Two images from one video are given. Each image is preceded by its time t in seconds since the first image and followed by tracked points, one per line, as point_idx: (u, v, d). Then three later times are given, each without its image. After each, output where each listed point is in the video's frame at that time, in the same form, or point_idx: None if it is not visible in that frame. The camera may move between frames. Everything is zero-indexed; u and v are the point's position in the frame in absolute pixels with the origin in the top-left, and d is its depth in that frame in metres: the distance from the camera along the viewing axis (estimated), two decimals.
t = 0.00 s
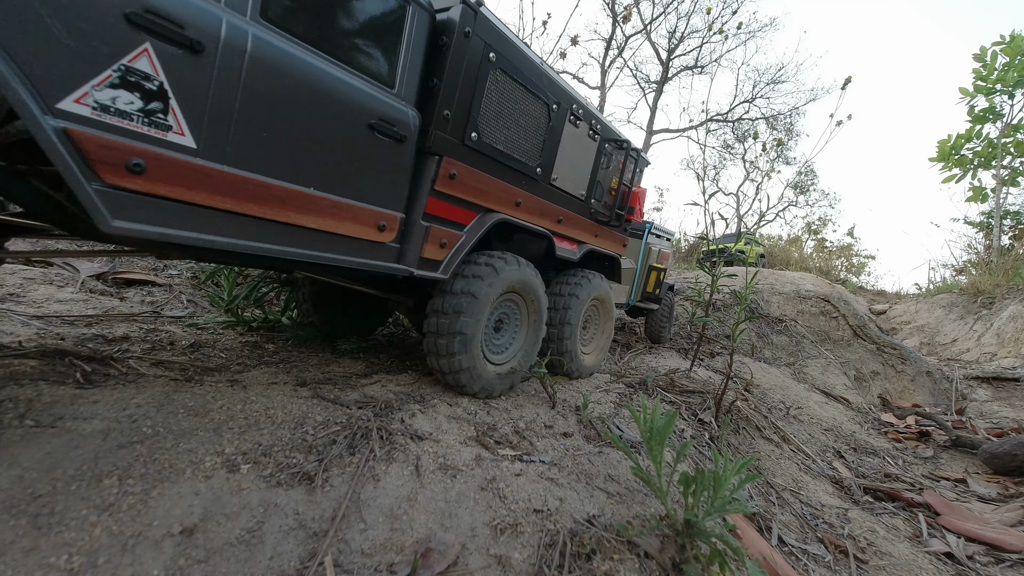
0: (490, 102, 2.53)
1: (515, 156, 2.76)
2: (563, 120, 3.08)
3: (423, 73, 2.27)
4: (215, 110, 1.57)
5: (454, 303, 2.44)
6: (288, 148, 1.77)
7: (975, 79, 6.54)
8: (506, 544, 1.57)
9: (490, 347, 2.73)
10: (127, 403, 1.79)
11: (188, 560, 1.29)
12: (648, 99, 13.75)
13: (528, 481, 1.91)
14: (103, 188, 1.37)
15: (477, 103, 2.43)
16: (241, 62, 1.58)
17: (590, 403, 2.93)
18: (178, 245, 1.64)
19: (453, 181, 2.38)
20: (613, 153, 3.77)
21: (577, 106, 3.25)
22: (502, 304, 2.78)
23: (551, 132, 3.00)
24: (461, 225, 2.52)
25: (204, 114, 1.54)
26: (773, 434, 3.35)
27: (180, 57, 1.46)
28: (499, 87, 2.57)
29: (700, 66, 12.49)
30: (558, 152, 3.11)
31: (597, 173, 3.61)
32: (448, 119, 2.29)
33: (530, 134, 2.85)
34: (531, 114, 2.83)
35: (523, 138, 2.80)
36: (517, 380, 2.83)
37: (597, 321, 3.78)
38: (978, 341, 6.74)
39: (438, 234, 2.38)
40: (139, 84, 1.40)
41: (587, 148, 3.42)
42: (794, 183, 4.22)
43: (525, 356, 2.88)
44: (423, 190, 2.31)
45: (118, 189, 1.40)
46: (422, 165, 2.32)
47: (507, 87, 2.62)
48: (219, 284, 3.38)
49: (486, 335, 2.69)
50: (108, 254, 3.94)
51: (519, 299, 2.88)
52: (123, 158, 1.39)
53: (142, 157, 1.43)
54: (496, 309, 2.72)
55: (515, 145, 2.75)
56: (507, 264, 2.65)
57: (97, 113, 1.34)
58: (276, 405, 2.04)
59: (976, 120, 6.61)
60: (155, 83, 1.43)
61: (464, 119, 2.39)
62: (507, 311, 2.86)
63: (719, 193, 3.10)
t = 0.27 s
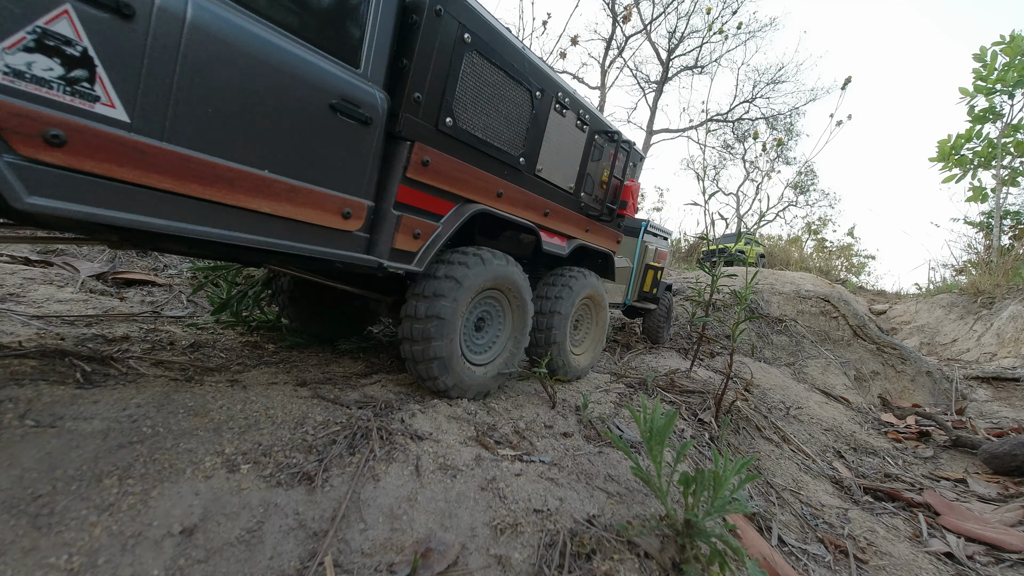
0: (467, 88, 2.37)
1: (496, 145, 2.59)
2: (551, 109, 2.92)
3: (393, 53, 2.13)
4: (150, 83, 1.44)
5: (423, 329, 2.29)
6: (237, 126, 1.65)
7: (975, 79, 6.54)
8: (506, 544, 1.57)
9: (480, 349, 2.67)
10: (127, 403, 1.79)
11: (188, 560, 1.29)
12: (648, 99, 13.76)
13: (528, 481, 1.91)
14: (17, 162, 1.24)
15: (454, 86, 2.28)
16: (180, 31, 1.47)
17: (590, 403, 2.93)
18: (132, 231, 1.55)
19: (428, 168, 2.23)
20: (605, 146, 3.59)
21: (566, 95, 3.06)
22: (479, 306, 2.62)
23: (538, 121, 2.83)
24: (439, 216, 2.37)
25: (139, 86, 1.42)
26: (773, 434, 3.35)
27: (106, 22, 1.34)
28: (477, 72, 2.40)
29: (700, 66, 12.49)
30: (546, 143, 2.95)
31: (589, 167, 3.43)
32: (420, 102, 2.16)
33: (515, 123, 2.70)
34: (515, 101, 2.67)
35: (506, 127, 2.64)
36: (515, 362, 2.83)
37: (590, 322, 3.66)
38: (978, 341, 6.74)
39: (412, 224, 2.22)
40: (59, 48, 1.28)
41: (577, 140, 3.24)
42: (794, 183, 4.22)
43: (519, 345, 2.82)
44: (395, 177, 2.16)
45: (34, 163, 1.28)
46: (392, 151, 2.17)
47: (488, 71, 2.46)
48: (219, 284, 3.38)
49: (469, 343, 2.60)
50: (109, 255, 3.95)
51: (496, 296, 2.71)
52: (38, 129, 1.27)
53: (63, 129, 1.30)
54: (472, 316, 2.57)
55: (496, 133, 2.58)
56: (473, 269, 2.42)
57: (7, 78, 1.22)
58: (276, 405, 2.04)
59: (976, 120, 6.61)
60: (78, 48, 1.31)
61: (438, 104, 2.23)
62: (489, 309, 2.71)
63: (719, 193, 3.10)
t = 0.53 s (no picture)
0: (432, 68, 2.23)
1: (465, 130, 2.44)
2: (530, 95, 2.77)
3: (345, 27, 2.02)
4: (56, 44, 1.35)
5: (387, 362, 2.16)
6: (164, 99, 1.55)
7: (975, 79, 6.54)
8: (506, 544, 1.57)
9: (461, 351, 2.56)
10: (127, 403, 1.79)
11: (188, 560, 1.29)
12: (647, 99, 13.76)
13: (528, 481, 1.91)
14: None
15: (415, 65, 2.14)
16: None
17: (590, 403, 2.93)
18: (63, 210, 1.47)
19: (388, 152, 2.09)
20: (594, 138, 3.42)
21: (548, 82, 2.91)
22: (441, 316, 2.42)
23: (513, 108, 2.68)
24: (404, 205, 2.23)
25: (42, 50, 1.33)
26: (773, 434, 3.35)
27: None
28: (443, 51, 2.27)
29: (700, 66, 12.49)
30: (525, 131, 2.80)
31: (576, 160, 3.27)
32: (376, 80, 2.02)
33: (486, 108, 2.55)
34: (486, 84, 2.52)
35: (477, 111, 2.50)
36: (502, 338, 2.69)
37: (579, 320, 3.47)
38: (978, 341, 6.74)
39: (369, 211, 2.07)
40: None
41: (561, 130, 3.08)
42: (794, 183, 4.22)
43: (501, 327, 2.65)
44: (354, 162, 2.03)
45: None
46: (348, 133, 2.04)
47: (455, 51, 2.33)
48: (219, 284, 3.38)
49: (442, 354, 2.46)
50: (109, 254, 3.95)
51: (456, 299, 2.48)
52: None
53: None
54: (436, 330, 2.39)
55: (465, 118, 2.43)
56: (419, 285, 2.17)
57: None
58: (276, 405, 2.04)
59: (976, 120, 6.61)
60: None
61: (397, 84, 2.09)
62: (454, 314, 2.50)
63: (719, 193, 3.10)
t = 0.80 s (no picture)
0: (395, 49, 2.14)
1: (434, 115, 2.34)
2: (505, 81, 2.66)
3: (297, 3, 1.97)
4: None
5: (365, 386, 2.13)
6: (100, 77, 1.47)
7: (975, 79, 6.54)
8: (506, 544, 1.57)
9: (445, 343, 2.48)
10: (127, 403, 1.79)
11: (188, 560, 1.29)
12: (647, 99, 13.78)
13: (528, 481, 1.91)
14: None
15: (374, 43, 2.04)
16: None
17: (590, 403, 2.93)
18: (3, 195, 1.39)
19: (345, 135, 1.99)
20: (580, 129, 3.30)
21: (527, 69, 2.79)
22: (406, 324, 2.29)
23: (487, 94, 2.58)
24: (367, 193, 2.13)
25: None
26: (773, 434, 3.35)
27: None
28: (407, 31, 2.17)
29: (700, 66, 12.48)
30: (501, 119, 2.69)
31: (561, 151, 3.15)
32: (330, 58, 1.92)
33: (457, 93, 2.44)
34: (456, 68, 2.42)
35: (446, 96, 2.39)
36: (485, 310, 2.56)
37: (570, 317, 3.27)
38: (978, 341, 6.74)
39: (326, 198, 1.98)
40: None
41: (545, 120, 2.97)
42: (794, 183, 4.22)
43: (478, 306, 2.51)
44: (312, 146, 1.93)
45: None
46: (302, 115, 1.94)
47: (420, 31, 2.22)
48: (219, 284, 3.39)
49: (421, 355, 2.38)
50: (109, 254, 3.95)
51: (416, 303, 2.32)
52: None
53: None
54: (404, 337, 2.29)
55: (433, 102, 2.33)
56: (368, 306, 2.03)
57: None
58: (275, 405, 2.04)
59: (976, 120, 6.61)
60: None
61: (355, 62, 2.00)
62: (420, 316, 2.37)
63: (718, 193, 3.11)
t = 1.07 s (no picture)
0: (366, 35, 2.07)
1: (411, 104, 2.27)
2: (489, 70, 2.58)
3: None
4: None
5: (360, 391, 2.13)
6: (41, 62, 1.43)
7: (975, 79, 6.54)
8: (506, 544, 1.57)
9: (432, 337, 2.44)
10: (127, 403, 1.79)
11: (188, 559, 1.29)
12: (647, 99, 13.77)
13: (528, 481, 1.91)
14: None
15: (342, 29, 1.98)
16: None
17: (590, 403, 2.93)
18: None
19: (312, 124, 1.93)
20: (571, 121, 3.21)
21: (513, 58, 2.70)
22: (378, 333, 2.23)
23: (468, 84, 2.50)
24: (338, 185, 2.06)
25: None
26: (773, 434, 3.35)
27: None
28: (379, 18, 2.10)
29: (700, 66, 12.47)
30: (484, 110, 2.61)
31: (550, 144, 3.06)
32: (294, 42, 1.88)
33: (436, 82, 2.37)
34: (435, 56, 2.35)
35: (424, 85, 2.32)
36: (467, 290, 2.46)
37: (560, 316, 3.16)
38: (978, 341, 6.74)
39: (291, 189, 1.92)
40: None
41: (532, 112, 2.88)
42: (793, 183, 4.22)
43: (456, 292, 2.40)
44: (279, 135, 1.88)
45: None
46: (267, 102, 1.89)
47: (393, 17, 2.15)
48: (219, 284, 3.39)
49: (404, 355, 2.34)
50: (108, 254, 3.95)
51: (383, 311, 2.23)
52: None
53: None
54: (381, 345, 2.24)
55: (409, 91, 2.26)
56: (334, 325, 1.97)
57: None
58: (276, 405, 2.04)
59: (977, 120, 6.61)
60: None
61: (322, 49, 1.94)
62: (393, 320, 2.29)
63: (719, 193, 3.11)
